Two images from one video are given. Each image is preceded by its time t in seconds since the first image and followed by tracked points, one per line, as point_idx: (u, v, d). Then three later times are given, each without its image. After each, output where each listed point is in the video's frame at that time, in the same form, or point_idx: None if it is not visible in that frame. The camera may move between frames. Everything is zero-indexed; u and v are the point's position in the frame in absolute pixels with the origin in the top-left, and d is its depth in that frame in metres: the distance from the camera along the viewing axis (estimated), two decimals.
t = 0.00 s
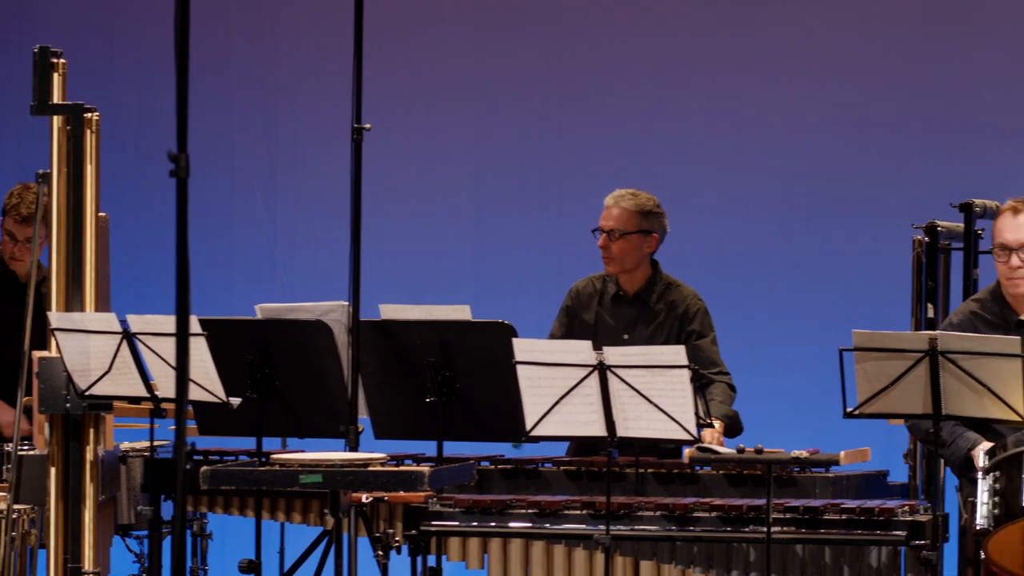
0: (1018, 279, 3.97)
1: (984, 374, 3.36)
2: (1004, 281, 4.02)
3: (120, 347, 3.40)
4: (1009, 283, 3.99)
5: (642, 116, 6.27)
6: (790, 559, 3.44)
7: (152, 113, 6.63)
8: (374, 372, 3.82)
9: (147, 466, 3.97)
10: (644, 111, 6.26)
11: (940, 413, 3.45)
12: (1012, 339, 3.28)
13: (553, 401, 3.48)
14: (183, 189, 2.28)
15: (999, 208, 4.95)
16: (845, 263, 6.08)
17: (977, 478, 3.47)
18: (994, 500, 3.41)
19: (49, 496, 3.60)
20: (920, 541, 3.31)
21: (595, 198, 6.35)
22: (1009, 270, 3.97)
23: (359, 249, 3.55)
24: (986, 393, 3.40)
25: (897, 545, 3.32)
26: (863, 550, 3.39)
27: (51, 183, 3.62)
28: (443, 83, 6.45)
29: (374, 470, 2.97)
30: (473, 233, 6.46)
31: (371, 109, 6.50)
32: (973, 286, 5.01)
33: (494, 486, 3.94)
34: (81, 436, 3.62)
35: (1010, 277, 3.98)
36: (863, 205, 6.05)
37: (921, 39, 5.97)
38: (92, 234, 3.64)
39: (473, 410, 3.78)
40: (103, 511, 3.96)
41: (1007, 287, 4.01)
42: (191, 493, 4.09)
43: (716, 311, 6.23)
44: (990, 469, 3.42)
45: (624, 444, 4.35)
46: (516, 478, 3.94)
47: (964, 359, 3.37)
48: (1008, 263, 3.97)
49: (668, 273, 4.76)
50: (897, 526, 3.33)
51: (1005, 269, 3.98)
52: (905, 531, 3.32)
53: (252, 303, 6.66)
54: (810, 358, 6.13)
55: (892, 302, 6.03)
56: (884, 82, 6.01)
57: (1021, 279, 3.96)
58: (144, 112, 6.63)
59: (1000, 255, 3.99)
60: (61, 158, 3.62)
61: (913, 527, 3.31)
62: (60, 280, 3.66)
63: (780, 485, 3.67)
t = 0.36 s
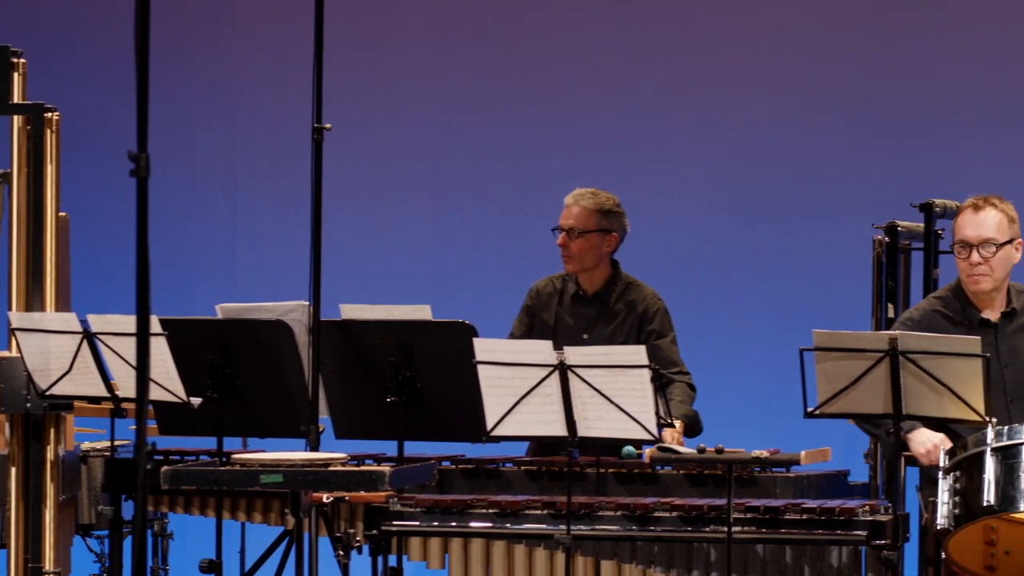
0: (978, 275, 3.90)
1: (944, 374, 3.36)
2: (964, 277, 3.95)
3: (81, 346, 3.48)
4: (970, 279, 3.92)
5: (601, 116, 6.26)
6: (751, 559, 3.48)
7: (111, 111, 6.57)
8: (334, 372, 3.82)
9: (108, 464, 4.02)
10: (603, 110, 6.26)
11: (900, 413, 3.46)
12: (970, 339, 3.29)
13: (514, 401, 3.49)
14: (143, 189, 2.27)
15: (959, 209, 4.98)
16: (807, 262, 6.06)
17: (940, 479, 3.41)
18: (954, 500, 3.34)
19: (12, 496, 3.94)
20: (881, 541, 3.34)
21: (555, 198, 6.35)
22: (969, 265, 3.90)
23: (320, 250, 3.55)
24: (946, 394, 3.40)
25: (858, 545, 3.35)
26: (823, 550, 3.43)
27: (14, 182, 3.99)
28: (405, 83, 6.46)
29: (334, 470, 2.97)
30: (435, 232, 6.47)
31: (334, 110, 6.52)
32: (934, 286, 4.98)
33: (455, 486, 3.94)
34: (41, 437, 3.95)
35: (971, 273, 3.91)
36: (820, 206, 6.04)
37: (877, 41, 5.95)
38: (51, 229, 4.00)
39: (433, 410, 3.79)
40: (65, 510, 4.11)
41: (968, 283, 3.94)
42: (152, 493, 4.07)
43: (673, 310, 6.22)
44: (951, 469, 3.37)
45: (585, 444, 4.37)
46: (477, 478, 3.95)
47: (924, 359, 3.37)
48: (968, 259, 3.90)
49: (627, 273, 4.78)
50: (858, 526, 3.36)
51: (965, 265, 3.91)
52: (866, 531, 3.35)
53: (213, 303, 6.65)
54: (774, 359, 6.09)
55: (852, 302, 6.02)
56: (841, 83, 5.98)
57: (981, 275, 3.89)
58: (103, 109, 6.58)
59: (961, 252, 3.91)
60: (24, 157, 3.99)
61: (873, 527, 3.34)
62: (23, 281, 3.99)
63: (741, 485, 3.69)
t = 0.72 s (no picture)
0: (937, 278, 3.89)
1: (911, 375, 3.37)
2: (923, 280, 3.95)
3: (47, 346, 3.48)
4: (929, 282, 3.92)
5: (566, 115, 6.27)
6: (716, 558, 3.51)
7: (75, 110, 6.53)
8: (299, 372, 3.81)
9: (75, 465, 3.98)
10: (570, 110, 6.27)
11: (865, 413, 3.49)
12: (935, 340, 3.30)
13: (479, 401, 3.50)
14: (108, 189, 2.26)
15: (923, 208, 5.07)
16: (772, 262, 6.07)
17: (904, 478, 3.36)
18: (919, 500, 3.29)
19: None
20: (846, 541, 3.37)
21: (522, 197, 6.35)
22: (927, 269, 3.89)
23: (285, 250, 3.54)
24: (910, 394, 3.42)
25: (824, 545, 3.37)
26: (789, 549, 3.44)
27: None
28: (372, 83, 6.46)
29: (298, 469, 2.97)
30: (402, 231, 6.48)
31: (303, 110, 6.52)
32: (898, 286, 5.06)
33: (420, 486, 3.95)
34: (8, 437, 4.06)
35: (930, 276, 3.91)
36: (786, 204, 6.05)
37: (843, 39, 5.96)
38: (16, 229, 4.14)
39: (398, 410, 3.79)
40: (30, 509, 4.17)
41: (927, 286, 3.94)
42: (118, 493, 4.06)
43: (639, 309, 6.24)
44: (915, 469, 3.32)
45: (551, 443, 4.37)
46: (442, 478, 3.95)
47: (889, 359, 3.40)
48: (927, 262, 3.89)
49: (593, 273, 4.80)
50: (823, 526, 3.39)
51: (924, 268, 3.90)
52: (831, 530, 3.37)
53: (178, 303, 6.62)
54: (739, 358, 6.11)
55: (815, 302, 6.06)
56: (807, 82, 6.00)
57: (940, 278, 3.89)
58: (67, 108, 6.53)
59: (919, 254, 3.90)
60: None
61: (838, 527, 3.36)
62: None
63: (706, 484, 3.70)
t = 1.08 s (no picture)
0: (916, 281, 3.92)
1: (885, 374, 3.40)
2: (902, 282, 3.98)
3: (21, 346, 3.47)
4: (908, 284, 3.94)
5: (540, 115, 6.28)
6: (691, 558, 3.53)
7: (49, 110, 6.50)
8: (273, 372, 3.81)
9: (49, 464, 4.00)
10: (545, 110, 6.27)
11: (840, 413, 3.50)
12: (908, 339, 3.33)
13: (454, 401, 3.51)
14: (82, 190, 2.25)
15: (897, 209, 5.09)
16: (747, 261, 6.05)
17: (878, 478, 3.38)
18: (894, 499, 3.30)
19: None
20: (820, 540, 3.38)
21: (498, 197, 6.35)
22: (907, 272, 3.92)
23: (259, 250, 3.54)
24: (885, 394, 3.45)
25: (798, 545, 3.38)
26: (763, 549, 3.46)
27: None
28: (349, 82, 6.46)
29: (272, 469, 2.97)
30: (378, 231, 6.48)
31: (282, 110, 6.52)
32: (872, 286, 5.08)
33: (394, 486, 3.95)
34: None
35: (909, 278, 3.94)
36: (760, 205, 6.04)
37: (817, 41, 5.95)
38: None
39: (373, 410, 3.79)
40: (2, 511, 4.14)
41: (906, 289, 3.97)
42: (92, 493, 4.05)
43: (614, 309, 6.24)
44: (889, 469, 3.33)
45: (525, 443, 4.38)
46: (416, 477, 3.96)
47: (864, 359, 3.42)
48: (907, 265, 3.92)
49: (568, 273, 4.81)
50: (798, 526, 3.40)
51: (904, 271, 3.93)
52: (805, 530, 3.39)
53: (153, 303, 6.60)
54: (715, 359, 6.10)
55: (790, 302, 6.03)
56: (780, 84, 5.98)
57: (919, 281, 3.92)
58: (40, 108, 6.50)
59: (898, 257, 3.93)
60: None
61: (813, 527, 3.38)
62: None
63: (680, 484, 3.72)
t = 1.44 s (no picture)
0: (887, 282, 3.95)
1: (860, 374, 3.41)
2: (873, 283, 4.01)
3: None
4: (879, 285, 3.97)
5: (515, 116, 6.30)
6: (665, 557, 3.55)
7: (24, 109, 6.48)
8: (247, 372, 3.81)
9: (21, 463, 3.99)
10: (522, 109, 6.29)
11: (814, 413, 3.53)
12: (882, 340, 3.33)
13: (428, 401, 3.51)
14: (56, 190, 2.24)
15: (870, 209, 5.13)
16: (721, 262, 6.07)
17: (853, 478, 3.40)
18: (868, 499, 3.32)
19: None
20: (794, 540, 3.40)
21: (474, 196, 6.36)
22: (878, 273, 3.95)
23: (233, 248, 3.53)
24: (859, 393, 3.47)
25: (772, 544, 3.41)
26: (737, 549, 3.48)
27: None
28: (327, 82, 6.48)
29: (247, 468, 2.97)
30: (354, 230, 6.47)
31: (262, 111, 6.55)
32: (847, 286, 5.10)
33: (368, 486, 3.96)
34: None
35: (880, 279, 3.97)
36: (735, 205, 6.05)
37: (792, 42, 5.95)
38: None
39: (348, 410, 3.79)
40: None
41: (877, 290, 4.00)
42: (66, 493, 4.04)
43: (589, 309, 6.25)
44: (864, 468, 3.36)
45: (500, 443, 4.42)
46: (391, 477, 3.96)
47: (837, 359, 3.43)
48: (877, 266, 3.94)
49: (544, 273, 4.82)
50: (772, 525, 3.43)
51: (875, 272, 3.96)
52: (780, 530, 3.41)
53: (127, 302, 6.57)
54: (689, 359, 6.11)
55: (764, 302, 6.03)
56: (755, 84, 6.00)
57: (891, 281, 3.95)
58: (16, 107, 6.48)
59: (870, 258, 3.96)
60: None
61: (787, 526, 3.40)
62: None
63: (654, 484, 3.73)
